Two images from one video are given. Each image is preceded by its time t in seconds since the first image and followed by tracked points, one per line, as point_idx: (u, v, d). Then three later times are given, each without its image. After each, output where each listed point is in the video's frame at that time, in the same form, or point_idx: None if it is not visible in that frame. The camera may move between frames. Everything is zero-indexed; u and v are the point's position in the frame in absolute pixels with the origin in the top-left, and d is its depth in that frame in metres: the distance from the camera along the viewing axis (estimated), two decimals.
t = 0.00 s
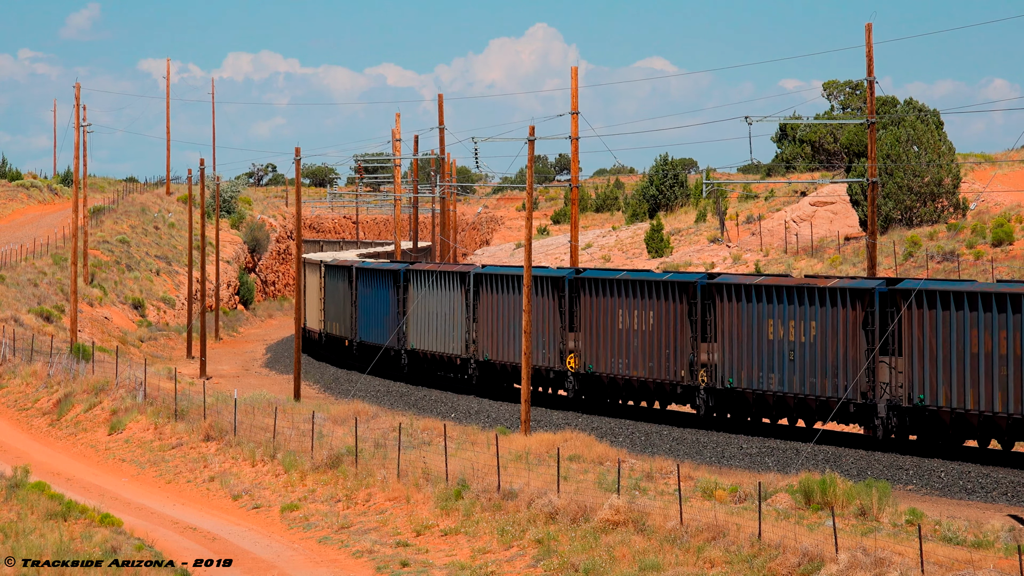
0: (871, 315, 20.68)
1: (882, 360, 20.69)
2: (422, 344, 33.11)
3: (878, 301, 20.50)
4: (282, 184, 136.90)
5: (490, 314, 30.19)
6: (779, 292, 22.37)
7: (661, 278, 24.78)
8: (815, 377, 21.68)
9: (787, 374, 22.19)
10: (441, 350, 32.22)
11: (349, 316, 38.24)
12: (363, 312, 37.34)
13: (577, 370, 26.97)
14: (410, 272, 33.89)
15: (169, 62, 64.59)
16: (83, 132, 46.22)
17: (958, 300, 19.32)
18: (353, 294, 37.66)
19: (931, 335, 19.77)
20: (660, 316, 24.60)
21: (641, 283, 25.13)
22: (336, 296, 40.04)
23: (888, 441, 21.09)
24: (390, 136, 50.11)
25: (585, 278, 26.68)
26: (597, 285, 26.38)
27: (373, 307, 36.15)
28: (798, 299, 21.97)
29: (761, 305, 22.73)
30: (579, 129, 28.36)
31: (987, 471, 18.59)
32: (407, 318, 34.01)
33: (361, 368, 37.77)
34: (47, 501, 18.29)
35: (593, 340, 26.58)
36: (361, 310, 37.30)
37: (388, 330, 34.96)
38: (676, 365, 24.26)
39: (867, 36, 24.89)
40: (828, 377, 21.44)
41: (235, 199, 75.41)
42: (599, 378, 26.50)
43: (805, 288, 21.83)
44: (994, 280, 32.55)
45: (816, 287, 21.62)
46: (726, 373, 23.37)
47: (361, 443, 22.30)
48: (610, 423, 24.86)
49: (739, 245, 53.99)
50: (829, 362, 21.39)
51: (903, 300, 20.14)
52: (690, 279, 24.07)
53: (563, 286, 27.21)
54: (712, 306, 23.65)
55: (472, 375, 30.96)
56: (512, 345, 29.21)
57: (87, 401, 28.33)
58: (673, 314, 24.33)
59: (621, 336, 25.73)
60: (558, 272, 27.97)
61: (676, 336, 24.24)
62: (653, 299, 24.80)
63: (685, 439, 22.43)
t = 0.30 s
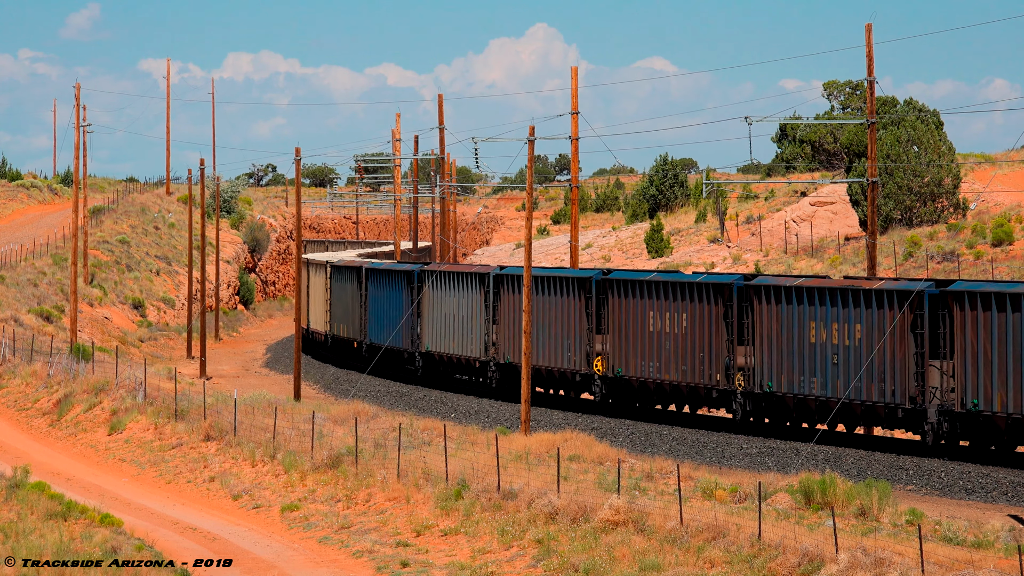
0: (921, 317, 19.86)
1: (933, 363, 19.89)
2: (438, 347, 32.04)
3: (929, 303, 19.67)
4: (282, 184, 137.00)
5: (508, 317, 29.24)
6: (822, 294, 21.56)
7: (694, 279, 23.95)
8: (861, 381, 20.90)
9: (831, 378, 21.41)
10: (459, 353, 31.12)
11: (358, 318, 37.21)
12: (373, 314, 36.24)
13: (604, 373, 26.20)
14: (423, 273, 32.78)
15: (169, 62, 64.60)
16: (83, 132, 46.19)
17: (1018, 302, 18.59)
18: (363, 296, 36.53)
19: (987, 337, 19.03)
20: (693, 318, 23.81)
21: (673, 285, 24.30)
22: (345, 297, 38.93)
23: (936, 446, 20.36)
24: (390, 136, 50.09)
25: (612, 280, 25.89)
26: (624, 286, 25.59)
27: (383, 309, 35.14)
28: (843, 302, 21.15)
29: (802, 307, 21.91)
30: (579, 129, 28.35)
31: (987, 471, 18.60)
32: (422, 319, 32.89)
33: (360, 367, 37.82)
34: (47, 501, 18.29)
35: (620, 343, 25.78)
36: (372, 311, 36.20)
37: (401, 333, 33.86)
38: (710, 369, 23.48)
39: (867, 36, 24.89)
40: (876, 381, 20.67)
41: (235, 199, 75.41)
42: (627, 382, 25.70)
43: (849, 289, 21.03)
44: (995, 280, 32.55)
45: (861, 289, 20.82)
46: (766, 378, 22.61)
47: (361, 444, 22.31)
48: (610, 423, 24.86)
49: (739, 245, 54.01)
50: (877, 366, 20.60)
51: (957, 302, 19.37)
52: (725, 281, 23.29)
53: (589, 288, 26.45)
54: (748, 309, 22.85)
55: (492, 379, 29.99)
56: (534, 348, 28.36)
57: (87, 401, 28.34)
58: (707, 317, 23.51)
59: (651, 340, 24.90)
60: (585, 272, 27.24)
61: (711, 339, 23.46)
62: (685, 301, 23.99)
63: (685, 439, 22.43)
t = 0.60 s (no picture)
0: (975, 320, 19.07)
1: (986, 367, 19.17)
2: (455, 350, 31.32)
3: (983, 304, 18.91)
4: (282, 184, 137.04)
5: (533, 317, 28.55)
6: (868, 295, 20.80)
7: (731, 280, 23.27)
8: (910, 385, 20.15)
9: (877, 382, 20.69)
10: (478, 356, 30.37)
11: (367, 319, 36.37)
12: (386, 316, 35.48)
13: (634, 376, 25.45)
14: (439, 273, 32.28)
15: (169, 62, 64.65)
16: (83, 132, 46.19)
17: None
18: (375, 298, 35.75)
19: None
20: (730, 320, 23.11)
21: (709, 286, 23.57)
22: (354, 299, 38.15)
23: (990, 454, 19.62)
24: (390, 136, 50.10)
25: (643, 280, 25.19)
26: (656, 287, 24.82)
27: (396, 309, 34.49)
28: (889, 303, 20.35)
29: (847, 310, 21.17)
30: (579, 129, 28.37)
31: (987, 471, 18.60)
32: (437, 321, 32.39)
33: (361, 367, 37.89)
34: (47, 501, 18.29)
35: (651, 345, 25.03)
36: (385, 313, 35.40)
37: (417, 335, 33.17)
38: (748, 372, 22.81)
39: (867, 37, 24.94)
40: (925, 386, 19.88)
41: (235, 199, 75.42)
42: (659, 386, 24.95)
43: (897, 291, 20.22)
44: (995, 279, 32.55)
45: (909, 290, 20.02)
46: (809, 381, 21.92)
47: (361, 443, 22.31)
48: (610, 423, 24.87)
49: (738, 245, 54.01)
50: (926, 369, 19.84)
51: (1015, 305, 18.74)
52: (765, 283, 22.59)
53: (618, 288, 25.70)
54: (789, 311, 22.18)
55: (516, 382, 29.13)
56: (559, 351, 27.59)
57: (87, 401, 28.34)
58: (745, 318, 22.85)
59: (685, 342, 24.17)
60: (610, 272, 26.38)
61: (749, 341, 22.77)
62: (721, 302, 23.30)
63: (685, 439, 22.43)
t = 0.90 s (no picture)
0: None
1: None
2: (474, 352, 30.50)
3: None
4: (282, 184, 137.14)
5: (561, 319, 27.39)
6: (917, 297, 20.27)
7: (770, 282, 22.72)
8: (961, 390, 19.71)
9: (927, 387, 20.19)
10: (498, 358, 29.71)
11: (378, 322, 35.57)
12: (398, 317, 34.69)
13: (666, 380, 24.73)
14: (456, 274, 31.44)
15: (169, 62, 64.70)
16: (83, 132, 46.18)
17: None
18: (386, 299, 34.99)
19: None
20: (770, 322, 22.58)
21: (748, 288, 22.95)
22: (362, 300, 37.44)
23: None
24: (390, 136, 50.08)
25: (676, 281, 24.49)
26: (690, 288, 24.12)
27: (411, 313, 33.68)
28: (941, 306, 19.90)
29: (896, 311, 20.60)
30: (579, 129, 28.36)
31: (987, 471, 18.61)
32: (454, 323, 31.45)
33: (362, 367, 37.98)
34: (47, 501, 18.30)
35: (684, 348, 24.37)
36: (398, 315, 34.60)
37: (434, 337, 32.26)
38: (788, 376, 22.27)
39: (867, 36, 24.92)
40: (979, 390, 19.51)
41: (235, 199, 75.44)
42: (693, 390, 24.23)
43: (950, 293, 19.76)
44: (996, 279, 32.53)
45: (963, 292, 19.59)
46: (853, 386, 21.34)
47: (361, 444, 22.32)
48: (611, 423, 24.88)
49: (738, 245, 54.02)
50: (980, 373, 19.44)
51: None
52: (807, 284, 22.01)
53: (648, 290, 24.95)
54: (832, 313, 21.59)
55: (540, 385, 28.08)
56: (584, 354, 26.73)
57: (87, 401, 28.34)
58: (786, 321, 22.30)
59: (721, 345, 23.56)
60: (639, 273, 25.66)
61: (789, 344, 22.23)
62: (760, 304, 22.74)
63: (685, 439, 22.43)
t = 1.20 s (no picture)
0: None
1: None
2: (493, 355, 30.06)
3: None
4: (282, 184, 137.22)
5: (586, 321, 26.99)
6: (970, 298, 19.49)
7: (812, 283, 22.07)
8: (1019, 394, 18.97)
9: (981, 391, 19.42)
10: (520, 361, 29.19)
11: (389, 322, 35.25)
12: (411, 319, 34.42)
13: (700, 384, 24.18)
14: (474, 275, 31.09)
15: (169, 62, 64.64)
16: (83, 132, 46.16)
17: None
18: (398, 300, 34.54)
19: None
20: (812, 325, 21.92)
21: (790, 289, 22.30)
22: (372, 301, 37.15)
23: None
24: (390, 136, 50.04)
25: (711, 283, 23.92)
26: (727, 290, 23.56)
27: (425, 314, 33.27)
28: (995, 308, 19.14)
29: (946, 314, 19.84)
30: (579, 129, 28.36)
31: (987, 471, 18.61)
32: (472, 324, 31.04)
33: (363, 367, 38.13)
34: (47, 501, 18.30)
35: (719, 351, 23.80)
36: (411, 317, 34.18)
37: (451, 339, 31.73)
38: (832, 380, 21.59)
39: (867, 36, 24.88)
40: None
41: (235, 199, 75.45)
42: (729, 394, 23.65)
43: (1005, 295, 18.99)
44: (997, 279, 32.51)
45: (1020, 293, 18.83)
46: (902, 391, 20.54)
47: (361, 444, 22.32)
48: (610, 423, 24.88)
49: (739, 245, 54.03)
50: None
51: None
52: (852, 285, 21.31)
53: (682, 292, 24.40)
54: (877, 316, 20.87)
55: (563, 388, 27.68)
56: (612, 357, 26.21)
57: (87, 401, 28.34)
58: (828, 323, 21.62)
59: (758, 348, 22.95)
60: (671, 274, 25.12)
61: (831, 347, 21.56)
62: (802, 306, 22.10)
63: (684, 440, 22.43)
